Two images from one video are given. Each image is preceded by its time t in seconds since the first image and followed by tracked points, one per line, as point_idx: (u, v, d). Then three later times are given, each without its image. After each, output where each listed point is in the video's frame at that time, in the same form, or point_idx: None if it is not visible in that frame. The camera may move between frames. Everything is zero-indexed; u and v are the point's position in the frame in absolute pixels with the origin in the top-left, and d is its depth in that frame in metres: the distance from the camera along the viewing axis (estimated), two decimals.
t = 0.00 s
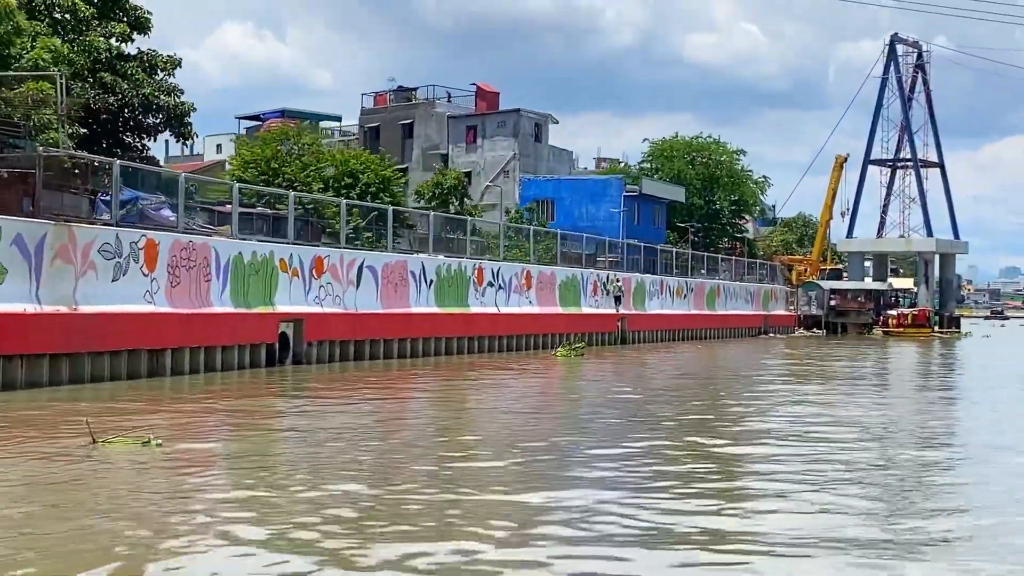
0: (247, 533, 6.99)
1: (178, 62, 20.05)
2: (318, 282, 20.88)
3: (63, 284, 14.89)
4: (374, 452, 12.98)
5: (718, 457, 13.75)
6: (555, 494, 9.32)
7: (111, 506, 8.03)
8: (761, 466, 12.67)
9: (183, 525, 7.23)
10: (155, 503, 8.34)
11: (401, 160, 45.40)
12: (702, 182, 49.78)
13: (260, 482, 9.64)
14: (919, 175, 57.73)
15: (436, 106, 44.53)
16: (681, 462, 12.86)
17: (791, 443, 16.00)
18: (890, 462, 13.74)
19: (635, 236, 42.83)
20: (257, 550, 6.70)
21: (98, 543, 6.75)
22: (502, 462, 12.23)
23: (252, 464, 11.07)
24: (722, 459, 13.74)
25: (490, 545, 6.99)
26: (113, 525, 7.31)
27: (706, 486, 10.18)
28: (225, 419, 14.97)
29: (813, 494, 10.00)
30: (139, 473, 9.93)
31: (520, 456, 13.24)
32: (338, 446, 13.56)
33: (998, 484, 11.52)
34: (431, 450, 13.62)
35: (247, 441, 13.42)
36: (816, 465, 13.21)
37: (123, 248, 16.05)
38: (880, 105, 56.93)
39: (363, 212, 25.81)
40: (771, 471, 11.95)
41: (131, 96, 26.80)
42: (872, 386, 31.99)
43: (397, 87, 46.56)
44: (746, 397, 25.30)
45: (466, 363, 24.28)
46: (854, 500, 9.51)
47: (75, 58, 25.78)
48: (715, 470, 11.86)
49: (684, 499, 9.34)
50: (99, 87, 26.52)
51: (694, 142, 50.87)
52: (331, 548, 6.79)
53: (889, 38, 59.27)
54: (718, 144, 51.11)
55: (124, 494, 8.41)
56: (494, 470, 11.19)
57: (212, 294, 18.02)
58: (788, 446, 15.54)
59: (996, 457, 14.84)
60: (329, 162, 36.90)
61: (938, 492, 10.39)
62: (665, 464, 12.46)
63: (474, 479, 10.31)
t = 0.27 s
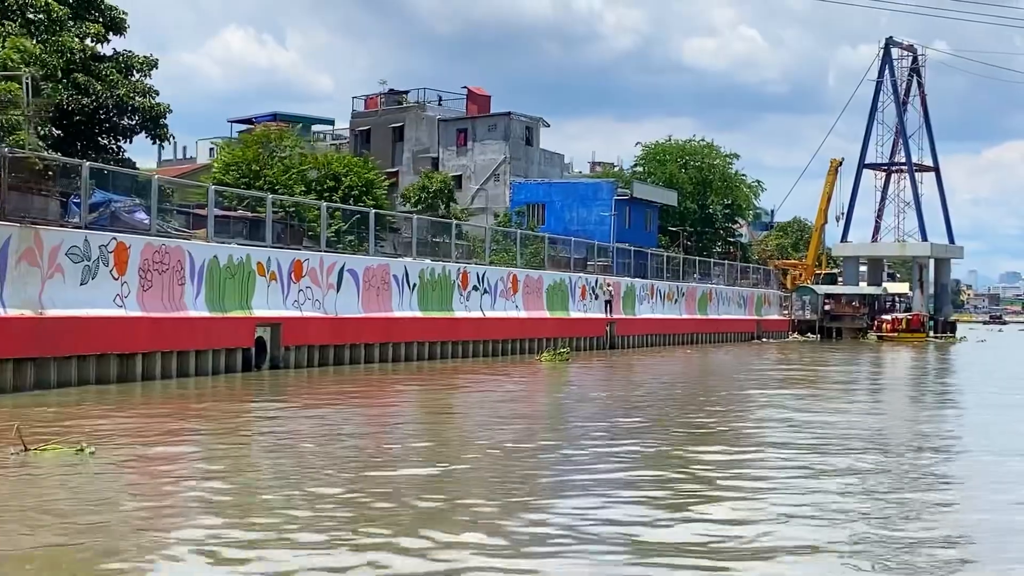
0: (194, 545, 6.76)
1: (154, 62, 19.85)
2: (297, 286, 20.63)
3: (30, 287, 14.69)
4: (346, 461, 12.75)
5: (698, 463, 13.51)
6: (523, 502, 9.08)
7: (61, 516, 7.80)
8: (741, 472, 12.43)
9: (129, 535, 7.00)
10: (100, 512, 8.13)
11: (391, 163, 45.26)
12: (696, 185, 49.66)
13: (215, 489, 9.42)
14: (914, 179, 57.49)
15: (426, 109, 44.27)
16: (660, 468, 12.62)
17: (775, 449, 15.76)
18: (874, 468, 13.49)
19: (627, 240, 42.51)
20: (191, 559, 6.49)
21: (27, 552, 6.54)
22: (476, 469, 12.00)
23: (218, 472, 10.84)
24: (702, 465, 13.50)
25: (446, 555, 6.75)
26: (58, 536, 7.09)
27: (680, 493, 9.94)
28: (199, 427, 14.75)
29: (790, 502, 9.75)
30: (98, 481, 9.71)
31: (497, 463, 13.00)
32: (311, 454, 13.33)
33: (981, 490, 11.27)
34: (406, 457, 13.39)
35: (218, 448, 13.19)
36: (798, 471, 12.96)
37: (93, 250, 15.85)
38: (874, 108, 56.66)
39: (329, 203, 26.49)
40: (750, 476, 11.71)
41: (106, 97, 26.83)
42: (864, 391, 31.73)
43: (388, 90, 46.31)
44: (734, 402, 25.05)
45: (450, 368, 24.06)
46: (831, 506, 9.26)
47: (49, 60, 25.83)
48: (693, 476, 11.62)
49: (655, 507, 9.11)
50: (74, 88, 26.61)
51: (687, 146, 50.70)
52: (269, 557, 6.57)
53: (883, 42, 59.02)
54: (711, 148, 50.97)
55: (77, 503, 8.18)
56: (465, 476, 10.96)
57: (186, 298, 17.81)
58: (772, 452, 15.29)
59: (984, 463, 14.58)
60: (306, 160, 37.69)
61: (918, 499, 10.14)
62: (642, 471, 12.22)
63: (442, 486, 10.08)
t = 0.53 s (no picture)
0: (140, 547, 6.54)
1: (131, 63, 19.63)
2: (276, 289, 20.40)
3: None
4: (319, 466, 12.52)
5: (679, 469, 13.27)
6: (490, 506, 8.85)
7: (6, 522, 7.57)
8: (721, 477, 12.19)
9: (72, 539, 6.77)
10: (43, 517, 7.88)
11: (383, 167, 45.17)
12: (689, 189, 49.52)
13: (167, 492, 9.16)
14: (910, 183, 57.24)
15: (418, 113, 44.20)
16: (638, 474, 12.39)
17: (760, 453, 15.51)
18: (859, 473, 13.25)
19: (619, 244, 42.28)
20: (124, 556, 6.25)
21: None
22: (450, 474, 11.76)
23: (182, 478, 10.61)
24: (684, 471, 13.26)
25: (400, 557, 6.51)
26: None
27: (654, 499, 9.70)
28: (172, 432, 14.53)
29: (767, 506, 9.51)
30: (50, 487, 9.47)
31: (472, 468, 12.77)
32: (284, 459, 13.09)
33: (967, 495, 11.03)
34: (381, 463, 13.16)
35: (189, 455, 12.96)
36: (781, 476, 12.72)
37: (62, 253, 15.63)
38: (870, 113, 56.44)
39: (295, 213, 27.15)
40: (729, 481, 11.47)
41: (81, 99, 26.95)
42: (857, 397, 31.46)
43: (379, 94, 46.18)
44: (723, 406, 24.78)
45: (434, 373, 23.83)
46: (803, 509, 9.01)
47: (22, 61, 25.74)
48: (671, 481, 11.38)
49: (625, 511, 8.87)
50: (48, 90, 26.60)
51: (681, 150, 50.57)
52: (204, 555, 6.31)
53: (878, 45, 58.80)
54: (704, 152, 50.86)
55: (26, 507, 7.95)
56: (435, 481, 10.73)
57: (160, 302, 17.57)
58: (757, 457, 15.05)
59: (973, 468, 14.32)
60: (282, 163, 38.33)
61: (899, 503, 9.90)
62: (620, 476, 11.99)
63: (409, 491, 9.84)
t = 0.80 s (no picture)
0: (77, 568, 6.29)
1: (108, 64, 19.39)
2: (255, 293, 20.17)
3: None
4: (293, 475, 12.27)
5: (663, 477, 13.02)
6: (459, 518, 8.60)
7: None
8: (701, 486, 11.94)
9: (14, 557, 6.53)
10: None
11: (374, 171, 44.98)
12: (684, 194, 49.49)
13: (123, 507, 8.92)
14: (906, 187, 57.01)
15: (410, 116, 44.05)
16: (620, 481, 12.14)
17: (748, 460, 15.27)
18: (847, 482, 12.99)
19: (612, 248, 42.05)
20: None
21: None
22: (426, 482, 11.51)
23: (145, 489, 10.37)
24: (667, 479, 13.01)
25: (358, 574, 6.25)
26: None
27: (631, 509, 9.45)
28: (147, 440, 14.28)
29: (745, 518, 9.28)
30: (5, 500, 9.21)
31: (451, 477, 12.51)
32: (258, 467, 12.84)
33: (955, 503, 10.78)
34: (358, 471, 12.91)
35: (161, 464, 12.71)
36: (766, 485, 12.47)
37: (33, 256, 15.42)
38: (865, 116, 56.22)
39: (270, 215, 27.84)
40: (712, 490, 11.22)
41: (56, 100, 26.84)
42: (850, 402, 31.21)
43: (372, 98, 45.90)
44: (714, 412, 24.54)
45: (419, 378, 23.60)
46: (778, 522, 8.76)
47: None
48: (652, 489, 11.13)
49: (600, 523, 8.61)
50: (22, 90, 26.49)
51: (675, 153, 50.50)
52: None
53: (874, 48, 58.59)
54: (698, 156, 50.79)
55: None
56: (408, 490, 10.47)
57: (135, 306, 17.35)
58: (745, 464, 14.80)
59: (964, 475, 14.08)
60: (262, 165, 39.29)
61: (884, 514, 9.65)
62: (600, 484, 11.74)
63: (378, 502, 9.59)
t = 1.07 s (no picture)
0: None
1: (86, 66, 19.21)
2: (235, 297, 19.90)
3: None
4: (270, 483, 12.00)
5: (649, 484, 12.75)
6: (432, 528, 8.33)
7: None
8: (679, 493, 11.69)
9: None
10: None
11: (366, 174, 45.09)
12: (679, 198, 49.36)
13: (77, 517, 8.69)
14: (903, 192, 56.76)
15: (402, 119, 44.45)
16: (599, 488, 11.88)
17: (737, 467, 15.00)
18: (838, 489, 12.72)
19: (605, 253, 41.90)
20: None
21: None
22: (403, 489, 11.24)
23: (106, 496, 10.14)
24: (652, 487, 12.74)
25: None
26: None
27: (611, 518, 9.17)
28: (124, 449, 14.02)
29: (717, 525, 9.03)
30: None
31: (431, 485, 12.25)
32: (234, 474, 12.59)
33: (947, 511, 10.51)
34: (330, 478, 12.67)
35: (135, 470, 12.46)
36: (753, 492, 12.20)
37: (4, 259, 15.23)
38: (861, 120, 55.97)
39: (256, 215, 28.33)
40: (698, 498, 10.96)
41: (31, 102, 26.91)
42: (844, 407, 30.91)
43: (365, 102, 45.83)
44: (704, 417, 24.28)
45: (402, 383, 23.36)
46: (748, 532, 8.51)
47: None
48: (636, 496, 10.87)
49: (578, 533, 8.35)
50: None
51: (671, 157, 50.41)
52: None
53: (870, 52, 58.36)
54: (693, 160, 50.67)
55: None
56: (383, 498, 10.21)
57: (110, 310, 17.13)
58: (734, 471, 14.52)
59: (957, 482, 13.80)
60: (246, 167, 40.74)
61: (873, 523, 9.38)
62: (578, 491, 11.48)
63: (348, 513, 9.32)
